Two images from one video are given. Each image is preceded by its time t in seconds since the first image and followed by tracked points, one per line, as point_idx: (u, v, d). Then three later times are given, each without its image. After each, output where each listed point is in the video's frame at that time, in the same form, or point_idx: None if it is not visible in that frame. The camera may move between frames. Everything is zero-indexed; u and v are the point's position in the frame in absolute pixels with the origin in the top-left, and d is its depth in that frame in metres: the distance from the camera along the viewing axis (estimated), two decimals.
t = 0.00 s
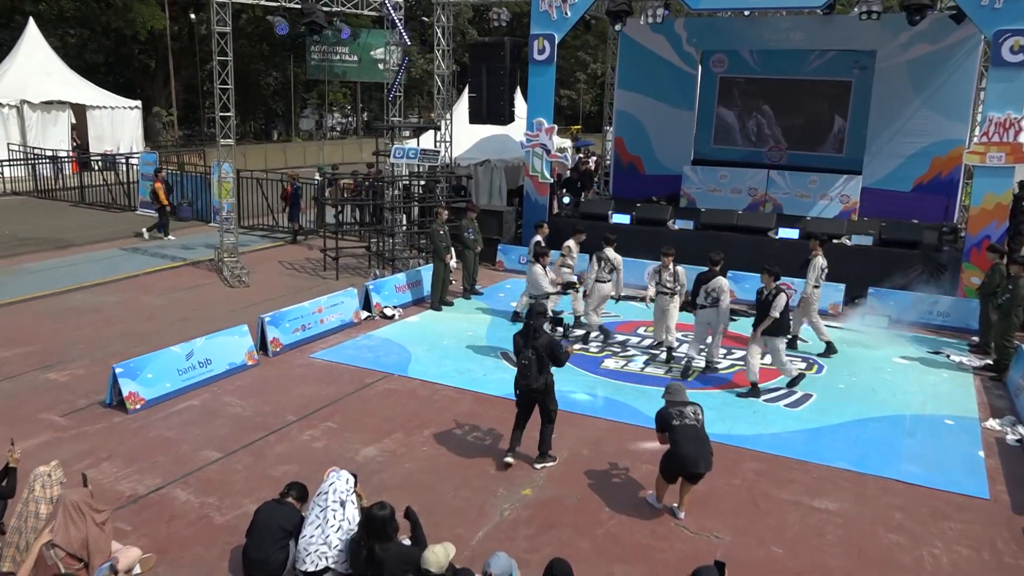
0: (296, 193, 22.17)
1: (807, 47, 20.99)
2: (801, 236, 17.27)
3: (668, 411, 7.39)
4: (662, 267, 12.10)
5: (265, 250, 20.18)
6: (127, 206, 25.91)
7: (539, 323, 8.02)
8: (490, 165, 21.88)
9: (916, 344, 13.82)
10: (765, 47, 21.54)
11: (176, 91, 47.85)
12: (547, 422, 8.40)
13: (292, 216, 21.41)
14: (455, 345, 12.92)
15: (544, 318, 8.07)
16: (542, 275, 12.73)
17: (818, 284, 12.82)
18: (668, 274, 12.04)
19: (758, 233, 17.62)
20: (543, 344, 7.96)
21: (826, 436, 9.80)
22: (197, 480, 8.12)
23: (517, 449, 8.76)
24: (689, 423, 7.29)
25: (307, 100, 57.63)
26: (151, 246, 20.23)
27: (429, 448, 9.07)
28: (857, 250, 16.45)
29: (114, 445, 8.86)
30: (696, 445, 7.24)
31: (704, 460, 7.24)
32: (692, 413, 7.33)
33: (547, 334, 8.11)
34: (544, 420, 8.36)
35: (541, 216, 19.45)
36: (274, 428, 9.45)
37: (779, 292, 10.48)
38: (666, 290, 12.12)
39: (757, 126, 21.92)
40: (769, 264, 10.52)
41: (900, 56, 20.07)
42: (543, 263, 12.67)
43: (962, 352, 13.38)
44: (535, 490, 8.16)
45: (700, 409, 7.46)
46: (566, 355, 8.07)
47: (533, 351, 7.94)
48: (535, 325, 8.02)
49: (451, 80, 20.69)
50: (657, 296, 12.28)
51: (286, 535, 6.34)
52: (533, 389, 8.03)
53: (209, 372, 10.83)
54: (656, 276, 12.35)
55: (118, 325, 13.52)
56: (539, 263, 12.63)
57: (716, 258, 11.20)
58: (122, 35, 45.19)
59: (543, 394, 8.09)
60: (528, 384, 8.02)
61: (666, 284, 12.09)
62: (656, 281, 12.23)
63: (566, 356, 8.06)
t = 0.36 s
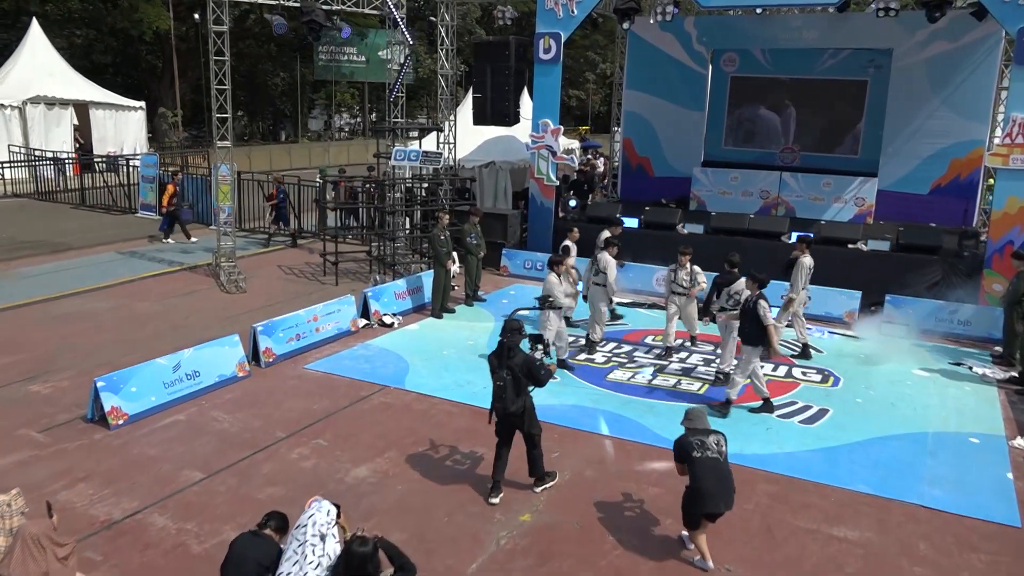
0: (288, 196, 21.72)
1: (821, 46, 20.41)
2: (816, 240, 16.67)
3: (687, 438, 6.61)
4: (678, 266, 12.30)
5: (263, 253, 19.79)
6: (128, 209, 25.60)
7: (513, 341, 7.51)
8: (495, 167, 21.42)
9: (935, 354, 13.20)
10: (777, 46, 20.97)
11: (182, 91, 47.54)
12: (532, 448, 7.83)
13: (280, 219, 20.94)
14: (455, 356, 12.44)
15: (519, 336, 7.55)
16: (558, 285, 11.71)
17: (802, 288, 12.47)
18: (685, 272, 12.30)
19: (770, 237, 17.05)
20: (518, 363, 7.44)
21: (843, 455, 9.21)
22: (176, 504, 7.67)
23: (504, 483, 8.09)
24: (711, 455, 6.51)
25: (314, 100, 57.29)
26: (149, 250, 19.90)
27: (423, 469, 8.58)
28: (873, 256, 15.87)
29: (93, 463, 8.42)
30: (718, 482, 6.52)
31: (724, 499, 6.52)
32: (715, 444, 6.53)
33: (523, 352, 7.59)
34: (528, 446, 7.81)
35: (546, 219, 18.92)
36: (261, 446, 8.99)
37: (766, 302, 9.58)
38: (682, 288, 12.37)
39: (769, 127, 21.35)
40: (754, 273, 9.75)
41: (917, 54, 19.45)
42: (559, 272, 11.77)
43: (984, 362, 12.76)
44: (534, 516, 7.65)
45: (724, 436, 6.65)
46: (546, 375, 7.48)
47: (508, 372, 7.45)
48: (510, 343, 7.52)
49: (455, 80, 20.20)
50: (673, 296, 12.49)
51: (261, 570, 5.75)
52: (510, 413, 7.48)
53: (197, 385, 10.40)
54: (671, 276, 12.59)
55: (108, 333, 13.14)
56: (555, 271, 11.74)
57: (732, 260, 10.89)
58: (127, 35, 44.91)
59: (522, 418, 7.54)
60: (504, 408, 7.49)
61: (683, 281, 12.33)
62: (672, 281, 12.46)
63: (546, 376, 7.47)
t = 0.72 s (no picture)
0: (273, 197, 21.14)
1: (828, 42, 19.85)
2: (822, 243, 16.16)
3: (705, 472, 5.65)
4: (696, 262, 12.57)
5: (256, 255, 19.37)
6: (121, 209, 25.20)
7: (488, 358, 7.07)
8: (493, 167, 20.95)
9: (948, 362, 12.64)
10: (782, 42, 20.45)
11: (181, 89, 47.12)
12: (512, 471, 7.36)
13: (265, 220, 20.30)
14: (446, 364, 11.95)
15: (495, 350, 7.10)
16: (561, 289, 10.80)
17: (777, 297, 12.03)
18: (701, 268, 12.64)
19: (775, 239, 16.52)
20: (493, 381, 7.06)
21: (851, 473, 8.68)
22: (142, 528, 7.21)
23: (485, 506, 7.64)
24: (731, 494, 5.53)
25: (316, 98, 56.84)
26: (139, 253, 19.49)
27: (407, 488, 8.10)
28: (881, 258, 15.34)
29: (58, 483, 7.97)
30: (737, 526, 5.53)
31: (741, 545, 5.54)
32: (738, 481, 5.57)
33: (499, 369, 7.20)
34: (508, 469, 7.35)
35: (545, 220, 18.41)
36: (238, 463, 8.53)
37: (728, 313, 9.30)
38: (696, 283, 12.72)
39: (774, 126, 20.85)
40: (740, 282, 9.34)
41: (927, 50, 18.91)
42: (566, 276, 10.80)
43: (999, 371, 12.22)
44: (522, 542, 7.15)
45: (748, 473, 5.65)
46: (522, 394, 7.09)
47: (483, 391, 7.04)
48: (484, 359, 7.08)
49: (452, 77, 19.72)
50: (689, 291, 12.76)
51: None
52: (487, 436, 7.06)
53: (175, 397, 9.96)
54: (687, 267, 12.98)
55: (90, 340, 12.70)
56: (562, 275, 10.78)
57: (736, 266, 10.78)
58: (126, 32, 44.48)
59: (499, 440, 7.12)
60: (479, 430, 7.07)
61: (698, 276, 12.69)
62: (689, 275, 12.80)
63: (522, 395, 7.07)
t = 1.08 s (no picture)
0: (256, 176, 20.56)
1: (829, 15, 19.17)
2: (820, 224, 15.67)
3: (721, 491, 4.84)
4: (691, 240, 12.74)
5: (239, 235, 18.87)
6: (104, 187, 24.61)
7: (464, 354, 6.58)
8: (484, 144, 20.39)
9: (949, 350, 12.19)
10: (782, 16, 19.81)
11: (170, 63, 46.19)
12: (488, 474, 6.85)
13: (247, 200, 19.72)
14: (428, 351, 11.50)
15: (472, 346, 6.60)
16: (547, 281, 10.15)
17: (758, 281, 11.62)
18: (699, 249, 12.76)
19: (772, 220, 16.02)
20: (469, 379, 6.59)
21: (848, 470, 8.26)
22: (94, 532, 6.80)
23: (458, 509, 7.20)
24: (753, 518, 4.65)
25: (309, 72, 55.91)
26: (119, 232, 18.97)
27: (379, 487, 7.68)
28: (881, 240, 14.86)
29: (10, 482, 7.55)
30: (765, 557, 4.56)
31: None
32: (761, 503, 4.73)
33: (476, 366, 6.72)
34: (484, 471, 6.85)
35: (535, 199, 17.85)
36: (202, 459, 8.10)
37: (717, 293, 9.07)
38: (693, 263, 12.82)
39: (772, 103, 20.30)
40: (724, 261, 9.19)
41: (930, 24, 18.28)
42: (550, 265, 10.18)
43: (1001, 359, 11.80)
44: (498, 548, 6.74)
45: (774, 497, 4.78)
46: (499, 392, 6.65)
47: (458, 390, 6.56)
48: (460, 356, 6.59)
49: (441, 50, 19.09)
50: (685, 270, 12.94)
51: None
52: (459, 437, 6.60)
53: (141, 388, 9.52)
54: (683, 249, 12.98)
55: (59, 325, 12.23)
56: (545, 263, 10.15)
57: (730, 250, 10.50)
58: (112, 4, 43.48)
59: (473, 442, 6.67)
60: (452, 431, 6.61)
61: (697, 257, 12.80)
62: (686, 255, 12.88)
63: (499, 394, 6.63)
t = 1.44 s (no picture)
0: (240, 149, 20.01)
1: None
2: (818, 203, 15.13)
3: (725, 516, 4.39)
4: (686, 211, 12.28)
5: (222, 212, 18.39)
6: (87, 161, 24.04)
7: (452, 353, 6.19)
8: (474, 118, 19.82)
9: (948, 335, 11.78)
10: None
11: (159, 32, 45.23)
12: (473, 477, 6.49)
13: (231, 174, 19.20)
14: (408, 336, 11.08)
15: (461, 345, 6.22)
16: (535, 265, 9.61)
17: (744, 259, 11.05)
18: (697, 224, 12.37)
19: (768, 198, 15.50)
20: (456, 380, 6.20)
21: (839, 467, 7.90)
22: (42, 535, 6.44)
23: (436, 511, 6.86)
24: (762, 552, 4.20)
25: (303, 42, 54.93)
26: (98, 209, 18.47)
27: (347, 486, 7.31)
28: (881, 220, 14.37)
29: None
30: None
31: None
32: (769, 532, 4.27)
33: (463, 364, 6.32)
34: (468, 474, 6.50)
35: (525, 175, 17.33)
36: (163, 455, 7.73)
37: (699, 279, 8.65)
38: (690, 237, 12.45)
39: (772, 75, 19.65)
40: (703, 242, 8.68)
41: None
42: (538, 249, 9.54)
43: (1001, 344, 11.41)
44: (468, 553, 6.38)
45: (783, 524, 4.33)
46: (487, 393, 6.29)
47: (444, 391, 6.19)
48: (448, 355, 6.20)
49: (429, 20, 18.41)
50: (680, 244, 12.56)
51: None
52: (446, 440, 6.26)
53: (105, 376, 9.12)
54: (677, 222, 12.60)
55: (26, 308, 11.80)
56: (533, 248, 9.47)
57: (718, 232, 10.03)
58: None
59: (458, 444, 6.33)
60: (437, 433, 6.26)
61: (694, 231, 12.43)
62: (681, 230, 12.53)
63: (487, 395, 6.28)
